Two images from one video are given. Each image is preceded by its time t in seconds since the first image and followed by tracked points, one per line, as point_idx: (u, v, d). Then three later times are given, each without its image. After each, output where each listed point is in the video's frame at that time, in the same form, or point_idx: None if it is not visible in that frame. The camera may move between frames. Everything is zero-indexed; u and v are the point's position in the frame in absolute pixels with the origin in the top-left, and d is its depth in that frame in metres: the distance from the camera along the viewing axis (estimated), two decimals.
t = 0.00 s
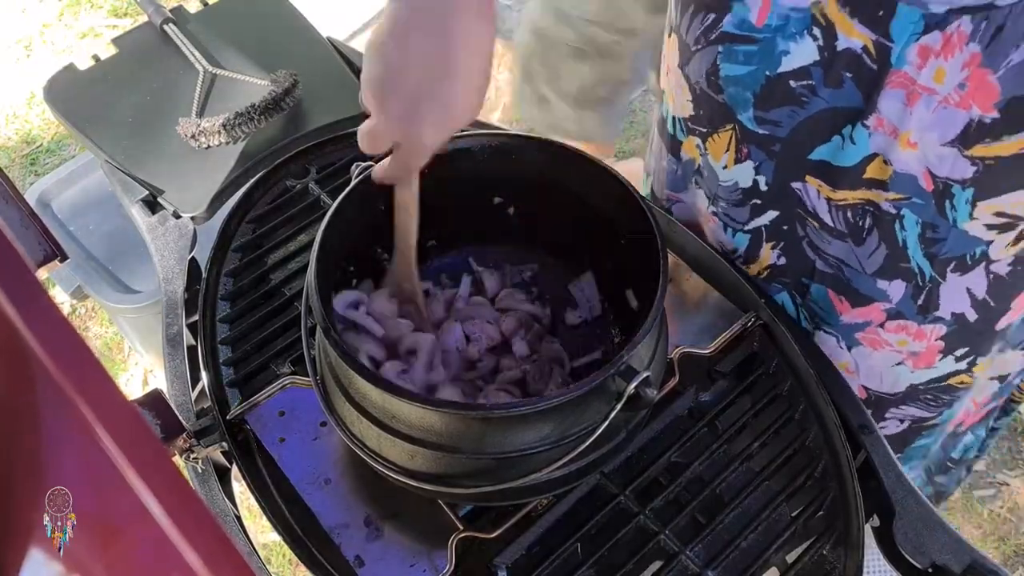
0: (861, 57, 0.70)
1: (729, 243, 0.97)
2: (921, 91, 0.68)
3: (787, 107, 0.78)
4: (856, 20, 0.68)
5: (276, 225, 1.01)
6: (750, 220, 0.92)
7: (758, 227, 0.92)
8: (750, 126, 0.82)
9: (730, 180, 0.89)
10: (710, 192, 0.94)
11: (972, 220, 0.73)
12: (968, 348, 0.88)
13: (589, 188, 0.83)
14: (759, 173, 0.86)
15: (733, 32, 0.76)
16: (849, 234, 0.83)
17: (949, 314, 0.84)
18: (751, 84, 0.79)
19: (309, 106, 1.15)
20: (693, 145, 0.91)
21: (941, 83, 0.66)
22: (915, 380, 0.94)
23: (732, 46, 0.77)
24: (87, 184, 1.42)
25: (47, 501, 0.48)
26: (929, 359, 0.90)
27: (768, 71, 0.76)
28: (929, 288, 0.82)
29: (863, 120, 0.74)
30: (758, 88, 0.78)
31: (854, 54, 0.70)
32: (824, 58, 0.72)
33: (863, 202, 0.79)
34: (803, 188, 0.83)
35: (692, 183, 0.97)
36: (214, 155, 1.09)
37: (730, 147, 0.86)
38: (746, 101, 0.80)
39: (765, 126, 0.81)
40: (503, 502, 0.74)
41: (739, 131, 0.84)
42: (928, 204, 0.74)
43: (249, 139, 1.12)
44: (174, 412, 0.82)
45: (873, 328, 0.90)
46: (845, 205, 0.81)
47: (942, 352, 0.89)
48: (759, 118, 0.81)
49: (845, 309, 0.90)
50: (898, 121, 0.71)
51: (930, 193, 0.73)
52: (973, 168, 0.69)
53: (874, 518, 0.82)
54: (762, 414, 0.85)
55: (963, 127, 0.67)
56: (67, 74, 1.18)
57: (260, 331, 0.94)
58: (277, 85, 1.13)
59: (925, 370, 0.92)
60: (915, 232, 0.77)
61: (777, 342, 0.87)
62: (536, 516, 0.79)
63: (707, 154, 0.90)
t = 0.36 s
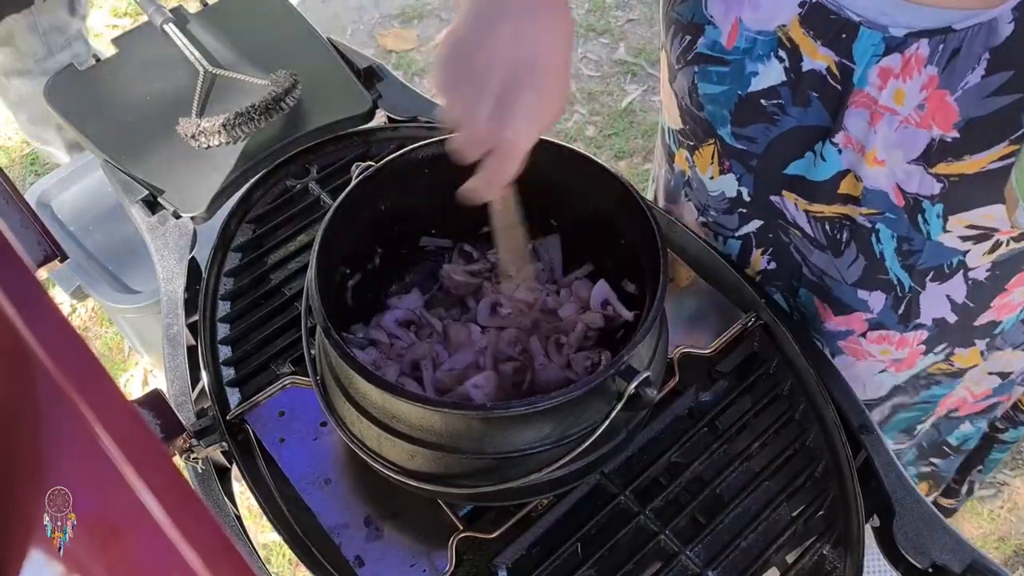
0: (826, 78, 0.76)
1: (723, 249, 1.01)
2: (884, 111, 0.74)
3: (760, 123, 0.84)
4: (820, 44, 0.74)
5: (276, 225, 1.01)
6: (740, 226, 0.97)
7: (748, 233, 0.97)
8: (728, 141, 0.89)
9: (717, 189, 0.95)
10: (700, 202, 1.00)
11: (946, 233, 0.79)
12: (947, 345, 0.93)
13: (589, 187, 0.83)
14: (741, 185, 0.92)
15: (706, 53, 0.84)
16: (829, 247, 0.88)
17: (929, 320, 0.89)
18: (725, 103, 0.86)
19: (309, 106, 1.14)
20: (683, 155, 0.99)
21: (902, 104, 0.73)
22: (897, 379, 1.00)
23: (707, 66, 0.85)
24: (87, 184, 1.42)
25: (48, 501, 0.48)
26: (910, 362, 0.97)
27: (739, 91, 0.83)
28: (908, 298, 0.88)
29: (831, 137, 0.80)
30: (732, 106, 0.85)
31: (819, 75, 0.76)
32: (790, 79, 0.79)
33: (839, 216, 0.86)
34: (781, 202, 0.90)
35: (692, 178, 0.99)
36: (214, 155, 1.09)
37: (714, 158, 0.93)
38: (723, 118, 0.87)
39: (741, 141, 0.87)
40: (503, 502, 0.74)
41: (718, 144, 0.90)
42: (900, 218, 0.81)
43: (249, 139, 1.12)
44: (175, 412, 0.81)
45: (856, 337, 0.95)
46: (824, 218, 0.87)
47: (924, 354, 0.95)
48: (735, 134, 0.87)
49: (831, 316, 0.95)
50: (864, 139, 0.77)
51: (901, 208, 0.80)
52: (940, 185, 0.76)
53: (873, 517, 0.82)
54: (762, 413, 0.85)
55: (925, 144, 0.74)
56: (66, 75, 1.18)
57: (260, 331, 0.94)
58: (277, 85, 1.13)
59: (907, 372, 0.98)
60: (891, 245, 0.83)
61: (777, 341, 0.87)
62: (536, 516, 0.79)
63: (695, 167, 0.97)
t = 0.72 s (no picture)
0: (818, 92, 0.77)
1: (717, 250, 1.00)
2: (878, 127, 0.75)
3: (750, 134, 0.85)
4: (811, 58, 0.76)
5: (276, 225, 1.01)
6: (731, 231, 0.96)
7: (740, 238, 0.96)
8: (718, 149, 0.90)
9: (709, 195, 0.95)
10: (692, 204, 0.99)
11: (936, 244, 0.79)
12: (946, 359, 0.91)
13: (589, 187, 0.83)
14: (733, 193, 0.92)
15: (697, 63, 0.85)
16: (822, 252, 0.87)
17: (927, 328, 0.88)
18: (716, 113, 0.87)
19: (309, 106, 1.14)
20: (675, 159, 0.99)
21: (896, 121, 0.73)
22: (895, 391, 0.97)
23: (696, 77, 0.86)
24: (87, 184, 1.43)
25: (48, 501, 0.48)
26: (908, 371, 0.94)
27: (730, 102, 0.85)
28: (903, 303, 0.86)
29: (824, 150, 0.80)
30: (723, 116, 0.86)
31: (811, 89, 0.77)
32: (782, 92, 0.80)
33: (832, 225, 0.85)
34: (773, 210, 0.89)
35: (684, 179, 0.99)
36: (214, 155, 1.09)
37: (705, 165, 0.93)
38: (713, 127, 0.88)
39: (731, 150, 0.88)
40: (503, 502, 0.74)
41: (709, 152, 0.91)
42: (893, 228, 0.80)
43: (248, 139, 1.12)
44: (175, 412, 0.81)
45: (854, 338, 0.93)
46: (815, 225, 0.86)
47: (921, 364, 0.92)
48: (726, 143, 0.88)
49: (826, 317, 0.93)
50: (858, 153, 0.78)
51: (893, 219, 0.80)
52: (932, 199, 0.76)
53: (873, 517, 0.82)
54: (762, 414, 0.84)
55: (918, 161, 0.74)
56: (66, 75, 1.18)
57: (260, 332, 0.94)
58: (277, 85, 1.13)
59: (903, 382, 0.95)
60: (884, 253, 0.83)
61: (777, 341, 0.88)
62: (536, 516, 0.79)
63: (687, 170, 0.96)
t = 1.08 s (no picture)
0: (791, 120, 0.79)
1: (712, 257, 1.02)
2: (844, 159, 0.77)
3: (728, 153, 0.86)
4: (785, 87, 0.77)
5: (276, 225, 1.01)
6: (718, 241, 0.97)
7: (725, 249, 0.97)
8: (701, 163, 0.90)
9: (699, 204, 0.95)
10: (683, 213, 0.99)
11: (904, 270, 0.80)
12: (923, 381, 0.91)
13: (588, 187, 0.83)
14: (716, 207, 0.93)
15: (682, 83, 0.87)
16: (798, 267, 0.88)
17: (900, 347, 0.88)
18: (697, 131, 0.88)
19: (309, 106, 1.14)
20: (670, 165, 0.99)
21: (861, 155, 0.75)
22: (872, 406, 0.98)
23: (681, 95, 0.87)
24: (87, 184, 1.42)
25: (47, 500, 0.48)
26: (883, 389, 0.94)
27: (709, 122, 0.86)
28: (877, 321, 0.86)
29: (796, 175, 0.82)
30: (705, 134, 0.87)
31: (784, 117, 0.79)
32: (756, 117, 0.81)
33: (806, 245, 0.86)
34: (751, 227, 0.90)
35: (677, 187, 0.99)
36: (214, 155, 1.09)
37: (693, 176, 0.94)
38: (696, 142, 0.89)
39: (711, 166, 0.89)
40: (504, 502, 0.74)
41: (694, 166, 0.92)
42: (863, 252, 0.82)
43: (248, 139, 1.12)
44: (175, 413, 0.82)
45: (833, 351, 0.94)
46: (791, 244, 0.87)
47: (896, 383, 0.93)
48: (707, 159, 0.89)
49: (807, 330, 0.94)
50: (827, 181, 0.79)
51: (862, 243, 0.81)
52: (896, 230, 0.77)
53: (873, 518, 0.82)
54: (762, 414, 0.84)
55: (882, 194, 0.76)
56: (66, 74, 1.18)
57: (260, 332, 0.94)
58: (277, 85, 1.13)
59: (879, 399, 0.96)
60: (855, 274, 0.84)
61: (777, 342, 0.88)
62: (536, 516, 0.79)
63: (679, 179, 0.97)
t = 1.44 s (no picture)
0: (797, 112, 0.77)
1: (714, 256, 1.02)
2: (853, 147, 0.75)
3: (735, 150, 0.85)
4: (791, 80, 0.75)
5: (276, 225, 1.01)
6: (723, 237, 0.97)
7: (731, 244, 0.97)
8: (707, 162, 0.90)
9: (700, 203, 0.96)
10: (685, 212, 1.00)
11: (914, 262, 0.79)
12: (931, 370, 0.89)
13: (589, 186, 0.83)
14: (722, 203, 0.92)
15: (684, 80, 0.85)
16: (808, 260, 0.88)
17: (908, 340, 0.87)
18: (702, 127, 0.87)
19: (309, 106, 1.14)
20: (669, 167, 0.99)
21: (870, 142, 0.74)
22: (882, 399, 0.96)
23: (684, 93, 0.86)
24: (87, 184, 1.42)
25: (48, 501, 0.48)
26: (892, 379, 0.92)
27: (713, 119, 0.85)
28: (884, 316, 0.86)
29: (805, 167, 0.81)
30: (709, 132, 0.86)
31: (790, 109, 0.77)
32: (763, 112, 0.80)
33: (816, 235, 0.85)
34: (761, 219, 0.90)
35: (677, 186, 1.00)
36: (214, 155, 1.09)
37: (696, 175, 0.93)
38: (701, 141, 0.88)
39: (718, 163, 0.88)
40: (504, 501, 0.74)
41: (699, 164, 0.91)
42: (871, 244, 0.81)
43: (248, 139, 1.13)
44: (174, 413, 0.82)
45: (839, 345, 0.93)
46: (802, 235, 0.87)
47: (905, 373, 0.91)
48: (713, 157, 0.88)
49: (814, 322, 0.94)
50: (835, 171, 0.78)
51: (870, 236, 0.80)
52: (905, 219, 0.76)
53: (873, 517, 0.82)
54: (762, 414, 0.84)
55: (890, 182, 0.75)
56: (66, 73, 1.18)
57: (260, 332, 0.94)
58: (277, 85, 1.13)
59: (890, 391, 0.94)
60: (864, 267, 0.83)
61: (777, 341, 0.87)
62: (536, 516, 0.79)
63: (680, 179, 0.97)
